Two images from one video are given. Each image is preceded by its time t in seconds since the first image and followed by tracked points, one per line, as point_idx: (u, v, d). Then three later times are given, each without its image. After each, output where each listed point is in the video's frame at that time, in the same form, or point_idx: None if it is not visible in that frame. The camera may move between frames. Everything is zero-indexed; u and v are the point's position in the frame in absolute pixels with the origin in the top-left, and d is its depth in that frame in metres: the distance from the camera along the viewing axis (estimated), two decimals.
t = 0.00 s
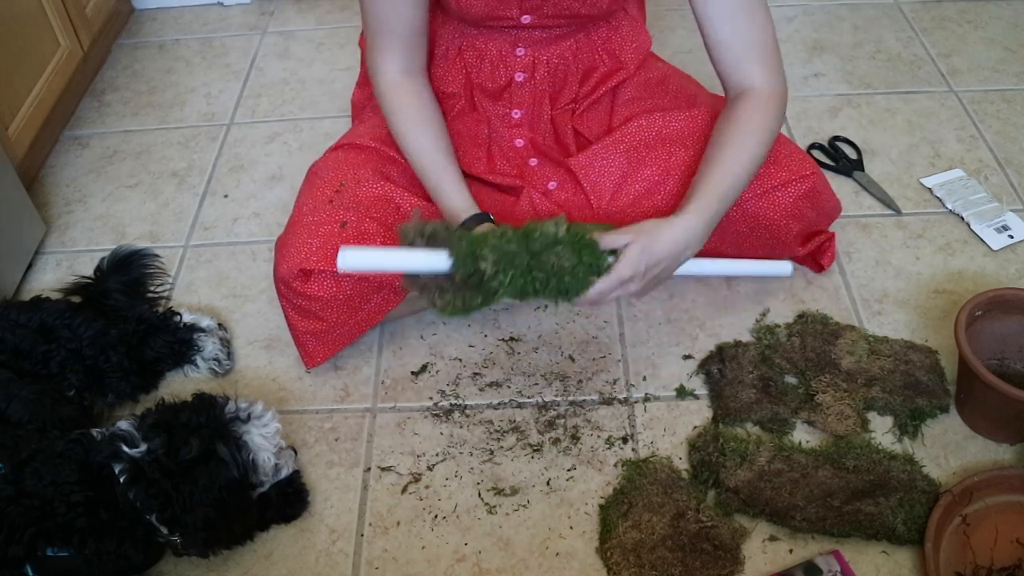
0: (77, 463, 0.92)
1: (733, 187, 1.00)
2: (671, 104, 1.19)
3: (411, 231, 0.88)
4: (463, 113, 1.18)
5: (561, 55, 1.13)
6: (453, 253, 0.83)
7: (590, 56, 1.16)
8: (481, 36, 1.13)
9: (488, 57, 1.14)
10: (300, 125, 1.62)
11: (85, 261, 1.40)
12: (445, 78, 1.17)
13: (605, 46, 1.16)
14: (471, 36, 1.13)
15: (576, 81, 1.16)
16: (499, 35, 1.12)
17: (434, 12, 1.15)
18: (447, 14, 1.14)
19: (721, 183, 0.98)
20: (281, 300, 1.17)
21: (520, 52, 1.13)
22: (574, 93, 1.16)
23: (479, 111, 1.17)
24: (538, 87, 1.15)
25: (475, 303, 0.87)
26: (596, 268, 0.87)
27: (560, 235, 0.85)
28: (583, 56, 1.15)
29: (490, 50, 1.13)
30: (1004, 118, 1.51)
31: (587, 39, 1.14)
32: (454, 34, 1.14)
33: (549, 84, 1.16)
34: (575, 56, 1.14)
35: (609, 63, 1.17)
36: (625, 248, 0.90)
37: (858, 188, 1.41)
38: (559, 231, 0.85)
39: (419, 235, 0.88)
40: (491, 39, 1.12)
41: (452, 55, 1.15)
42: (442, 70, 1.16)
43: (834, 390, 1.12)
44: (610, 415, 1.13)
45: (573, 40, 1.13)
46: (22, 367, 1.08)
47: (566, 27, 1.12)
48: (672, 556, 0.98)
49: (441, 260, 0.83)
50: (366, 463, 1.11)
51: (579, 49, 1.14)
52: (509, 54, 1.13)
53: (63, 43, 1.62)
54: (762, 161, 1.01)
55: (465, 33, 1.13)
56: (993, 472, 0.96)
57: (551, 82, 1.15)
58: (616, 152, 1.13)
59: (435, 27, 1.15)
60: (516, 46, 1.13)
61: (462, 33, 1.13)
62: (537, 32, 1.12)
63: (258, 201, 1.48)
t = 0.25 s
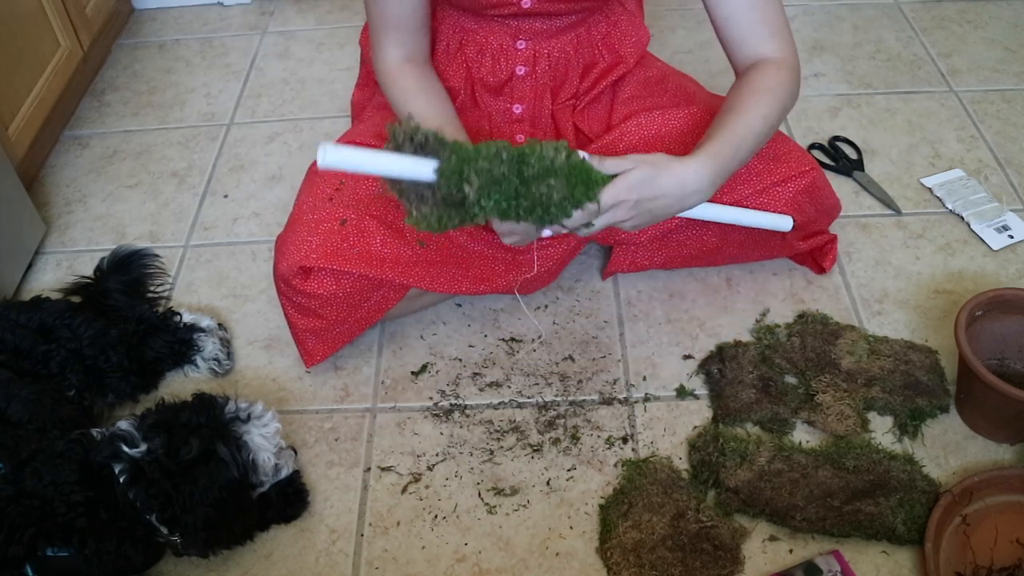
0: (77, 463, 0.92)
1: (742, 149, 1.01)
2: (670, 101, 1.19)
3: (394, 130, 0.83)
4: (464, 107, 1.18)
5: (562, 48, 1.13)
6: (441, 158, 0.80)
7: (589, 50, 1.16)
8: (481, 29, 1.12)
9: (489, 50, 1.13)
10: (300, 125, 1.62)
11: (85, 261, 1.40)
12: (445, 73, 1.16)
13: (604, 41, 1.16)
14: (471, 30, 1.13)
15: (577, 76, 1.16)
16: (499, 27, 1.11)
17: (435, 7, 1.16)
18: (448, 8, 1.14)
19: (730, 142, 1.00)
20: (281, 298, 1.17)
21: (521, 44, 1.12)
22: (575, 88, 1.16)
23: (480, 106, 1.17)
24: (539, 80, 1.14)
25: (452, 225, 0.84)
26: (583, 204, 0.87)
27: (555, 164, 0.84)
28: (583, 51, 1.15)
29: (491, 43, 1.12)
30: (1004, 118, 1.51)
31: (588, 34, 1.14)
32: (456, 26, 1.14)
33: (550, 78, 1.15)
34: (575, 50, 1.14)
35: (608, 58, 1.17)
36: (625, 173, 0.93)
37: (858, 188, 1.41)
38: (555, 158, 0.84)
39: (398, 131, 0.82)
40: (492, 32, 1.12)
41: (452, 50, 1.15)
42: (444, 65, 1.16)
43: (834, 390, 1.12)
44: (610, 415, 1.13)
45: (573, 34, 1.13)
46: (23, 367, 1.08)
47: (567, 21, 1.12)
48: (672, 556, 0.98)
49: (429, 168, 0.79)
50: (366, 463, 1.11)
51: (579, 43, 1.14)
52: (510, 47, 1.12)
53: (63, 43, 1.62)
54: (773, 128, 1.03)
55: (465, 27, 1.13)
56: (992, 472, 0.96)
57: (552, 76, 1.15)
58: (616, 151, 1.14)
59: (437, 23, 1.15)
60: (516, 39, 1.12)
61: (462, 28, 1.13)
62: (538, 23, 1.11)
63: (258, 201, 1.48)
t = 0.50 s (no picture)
0: (78, 463, 0.93)
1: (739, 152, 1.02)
2: (670, 102, 1.19)
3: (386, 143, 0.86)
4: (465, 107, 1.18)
5: (562, 48, 1.13)
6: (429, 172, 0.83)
7: (589, 50, 1.16)
8: (482, 29, 1.13)
9: (490, 49, 1.14)
10: (301, 126, 1.62)
11: (86, 261, 1.41)
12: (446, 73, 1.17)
13: (604, 41, 1.16)
14: (472, 30, 1.14)
15: (577, 76, 1.16)
16: (500, 27, 1.12)
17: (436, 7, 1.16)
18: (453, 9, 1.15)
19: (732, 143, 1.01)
20: (281, 298, 1.17)
21: (521, 43, 1.13)
22: (575, 88, 1.16)
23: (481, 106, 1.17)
24: (539, 80, 1.15)
25: (437, 237, 0.88)
26: (571, 217, 0.90)
27: (543, 176, 0.87)
28: (583, 51, 1.15)
29: (492, 42, 1.13)
30: (1003, 118, 1.52)
31: (587, 33, 1.15)
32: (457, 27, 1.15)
33: (550, 77, 1.15)
34: (575, 49, 1.14)
35: (608, 58, 1.18)
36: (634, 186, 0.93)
37: (857, 188, 1.41)
38: (542, 169, 0.87)
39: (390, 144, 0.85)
40: (492, 31, 1.13)
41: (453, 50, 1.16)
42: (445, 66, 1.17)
43: (834, 390, 1.13)
44: (610, 415, 1.13)
45: (573, 34, 1.13)
46: (23, 367, 1.08)
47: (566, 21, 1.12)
48: (672, 555, 0.99)
49: (415, 184, 0.82)
50: (366, 463, 1.11)
51: (579, 42, 1.14)
52: (510, 46, 1.13)
53: (63, 44, 1.63)
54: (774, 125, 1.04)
55: (466, 27, 1.14)
56: (992, 472, 0.96)
57: (552, 76, 1.15)
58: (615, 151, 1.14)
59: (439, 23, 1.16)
60: (516, 38, 1.12)
61: (463, 28, 1.14)
62: (538, 23, 1.11)
63: (258, 201, 1.48)
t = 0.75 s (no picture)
0: (78, 463, 0.93)
1: (755, 128, 1.02)
2: (670, 101, 1.19)
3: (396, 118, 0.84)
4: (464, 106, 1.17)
5: (561, 46, 1.13)
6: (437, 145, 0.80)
7: (588, 48, 1.16)
8: (481, 28, 1.12)
9: (489, 48, 1.13)
10: (301, 126, 1.62)
11: (86, 261, 1.41)
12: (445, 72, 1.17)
13: (604, 39, 1.16)
14: (471, 29, 1.13)
15: (576, 75, 1.16)
16: (499, 25, 1.12)
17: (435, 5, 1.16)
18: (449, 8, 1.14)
19: (733, 126, 1.00)
20: (281, 298, 1.17)
21: (520, 42, 1.12)
22: (574, 87, 1.16)
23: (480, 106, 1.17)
24: (538, 79, 1.15)
25: (448, 213, 0.84)
26: (581, 195, 0.87)
27: (551, 153, 0.84)
28: (583, 49, 1.15)
29: (491, 41, 1.12)
30: (1003, 118, 1.52)
31: (587, 32, 1.15)
32: (456, 26, 1.14)
33: (550, 76, 1.15)
34: (575, 48, 1.14)
35: (607, 56, 1.18)
36: (636, 169, 0.94)
37: (857, 188, 1.41)
38: (550, 146, 0.84)
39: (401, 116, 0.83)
40: (491, 30, 1.12)
41: (452, 49, 1.15)
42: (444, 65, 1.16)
43: (834, 390, 1.13)
44: (610, 415, 1.13)
45: (572, 32, 1.13)
46: (23, 367, 1.08)
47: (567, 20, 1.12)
48: (672, 555, 0.99)
49: (424, 157, 0.80)
50: (366, 463, 1.11)
51: (579, 41, 1.14)
52: (509, 45, 1.12)
53: (63, 44, 1.63)
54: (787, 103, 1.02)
55: (465, 26, 1.13)
56: (992, 472, 0.96)
57: (552, 75, 1.15)
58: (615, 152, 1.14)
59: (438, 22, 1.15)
60: (515, 36, 1.12)
61: (462, 27, 1.13)
62: (537, 21, 1.11)
63: (258, 201, 1.48)
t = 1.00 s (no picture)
0: (78, 463, 0.93)
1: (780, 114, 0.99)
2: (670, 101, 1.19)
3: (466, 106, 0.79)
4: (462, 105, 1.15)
5: (560, 43, 1.14)
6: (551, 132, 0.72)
7: (587, 45, 1.16)
8: (479, 26, 1.12)
9: (489, 46, 1.12)
10: (301, 126, 1.62)
11: (85, 261, 1.41)
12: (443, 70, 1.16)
13: (602, 37, 1.17)
14: (470, 27, 1.12)
15: (576, 72, 1.16)
16: (498, 22, 1.11)
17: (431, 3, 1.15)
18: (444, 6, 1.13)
19: (766, 110, 0.98)
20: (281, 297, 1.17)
21: (519, 39, 1.12)
22: (574, 84, 1.16)
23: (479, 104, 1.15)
24: (538, 76, 1.14)
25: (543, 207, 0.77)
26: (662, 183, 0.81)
27: (641, 139, 0.76)
28: (582, 46, 1.15)
29: (490, 39, 1.12)
30: (1003, 118, 1.52)
31: (587, 29, 1.15)
32: (454, 23, 1.13)
33: (549, 73, 1.15)
34: (574, 45, 1.15)
35: (605, 54, 1.18)
36: (694, 154, 0.87)
37: (857, 188, 1.41)
38: (638, 130, 0.76)
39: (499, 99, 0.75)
40: (490, 27, 1.12)
41: (450, 46, 1.14)
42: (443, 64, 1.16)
43: (834, 390, 1.12)
44: (610, 415, 1.13)
45: (571, 29, 1.14)
46: (23, 367, 1.08)
47: (566, 17, 1.12)
48: (672, 556, 0.99)
49: (530, 137, 0.72)
50: (366, 463, 1.11)
51: (577, 38, 1.15)
52: (509, 42, 1.12)
53: (63, 44, 1.63)
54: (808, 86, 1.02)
55: (464, 24, 1.13)
56: (992, 472, 0.96)
57: (551, 72, 1.15)
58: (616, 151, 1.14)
59: (435, 20, 1.14)
60: (515, 33, 1.12)
61: (460, 25, 1.13)
62: (536, 18, 1.11)
63: (258, 201, 1.48)
